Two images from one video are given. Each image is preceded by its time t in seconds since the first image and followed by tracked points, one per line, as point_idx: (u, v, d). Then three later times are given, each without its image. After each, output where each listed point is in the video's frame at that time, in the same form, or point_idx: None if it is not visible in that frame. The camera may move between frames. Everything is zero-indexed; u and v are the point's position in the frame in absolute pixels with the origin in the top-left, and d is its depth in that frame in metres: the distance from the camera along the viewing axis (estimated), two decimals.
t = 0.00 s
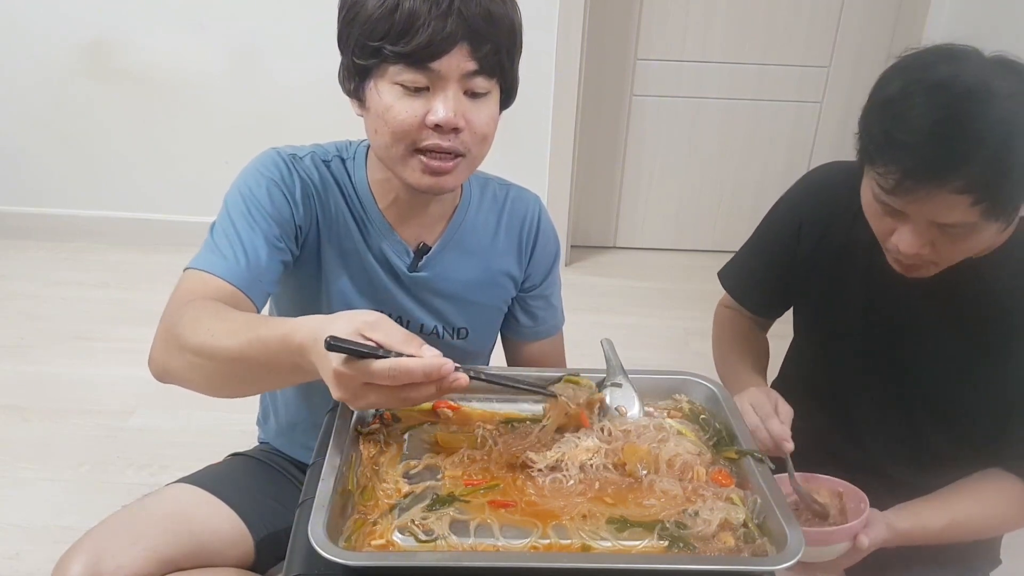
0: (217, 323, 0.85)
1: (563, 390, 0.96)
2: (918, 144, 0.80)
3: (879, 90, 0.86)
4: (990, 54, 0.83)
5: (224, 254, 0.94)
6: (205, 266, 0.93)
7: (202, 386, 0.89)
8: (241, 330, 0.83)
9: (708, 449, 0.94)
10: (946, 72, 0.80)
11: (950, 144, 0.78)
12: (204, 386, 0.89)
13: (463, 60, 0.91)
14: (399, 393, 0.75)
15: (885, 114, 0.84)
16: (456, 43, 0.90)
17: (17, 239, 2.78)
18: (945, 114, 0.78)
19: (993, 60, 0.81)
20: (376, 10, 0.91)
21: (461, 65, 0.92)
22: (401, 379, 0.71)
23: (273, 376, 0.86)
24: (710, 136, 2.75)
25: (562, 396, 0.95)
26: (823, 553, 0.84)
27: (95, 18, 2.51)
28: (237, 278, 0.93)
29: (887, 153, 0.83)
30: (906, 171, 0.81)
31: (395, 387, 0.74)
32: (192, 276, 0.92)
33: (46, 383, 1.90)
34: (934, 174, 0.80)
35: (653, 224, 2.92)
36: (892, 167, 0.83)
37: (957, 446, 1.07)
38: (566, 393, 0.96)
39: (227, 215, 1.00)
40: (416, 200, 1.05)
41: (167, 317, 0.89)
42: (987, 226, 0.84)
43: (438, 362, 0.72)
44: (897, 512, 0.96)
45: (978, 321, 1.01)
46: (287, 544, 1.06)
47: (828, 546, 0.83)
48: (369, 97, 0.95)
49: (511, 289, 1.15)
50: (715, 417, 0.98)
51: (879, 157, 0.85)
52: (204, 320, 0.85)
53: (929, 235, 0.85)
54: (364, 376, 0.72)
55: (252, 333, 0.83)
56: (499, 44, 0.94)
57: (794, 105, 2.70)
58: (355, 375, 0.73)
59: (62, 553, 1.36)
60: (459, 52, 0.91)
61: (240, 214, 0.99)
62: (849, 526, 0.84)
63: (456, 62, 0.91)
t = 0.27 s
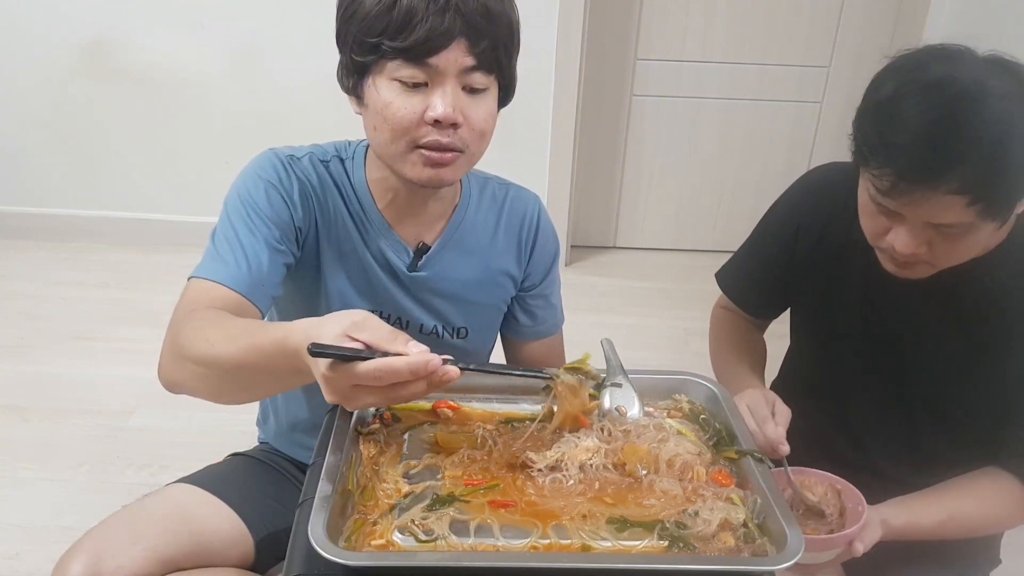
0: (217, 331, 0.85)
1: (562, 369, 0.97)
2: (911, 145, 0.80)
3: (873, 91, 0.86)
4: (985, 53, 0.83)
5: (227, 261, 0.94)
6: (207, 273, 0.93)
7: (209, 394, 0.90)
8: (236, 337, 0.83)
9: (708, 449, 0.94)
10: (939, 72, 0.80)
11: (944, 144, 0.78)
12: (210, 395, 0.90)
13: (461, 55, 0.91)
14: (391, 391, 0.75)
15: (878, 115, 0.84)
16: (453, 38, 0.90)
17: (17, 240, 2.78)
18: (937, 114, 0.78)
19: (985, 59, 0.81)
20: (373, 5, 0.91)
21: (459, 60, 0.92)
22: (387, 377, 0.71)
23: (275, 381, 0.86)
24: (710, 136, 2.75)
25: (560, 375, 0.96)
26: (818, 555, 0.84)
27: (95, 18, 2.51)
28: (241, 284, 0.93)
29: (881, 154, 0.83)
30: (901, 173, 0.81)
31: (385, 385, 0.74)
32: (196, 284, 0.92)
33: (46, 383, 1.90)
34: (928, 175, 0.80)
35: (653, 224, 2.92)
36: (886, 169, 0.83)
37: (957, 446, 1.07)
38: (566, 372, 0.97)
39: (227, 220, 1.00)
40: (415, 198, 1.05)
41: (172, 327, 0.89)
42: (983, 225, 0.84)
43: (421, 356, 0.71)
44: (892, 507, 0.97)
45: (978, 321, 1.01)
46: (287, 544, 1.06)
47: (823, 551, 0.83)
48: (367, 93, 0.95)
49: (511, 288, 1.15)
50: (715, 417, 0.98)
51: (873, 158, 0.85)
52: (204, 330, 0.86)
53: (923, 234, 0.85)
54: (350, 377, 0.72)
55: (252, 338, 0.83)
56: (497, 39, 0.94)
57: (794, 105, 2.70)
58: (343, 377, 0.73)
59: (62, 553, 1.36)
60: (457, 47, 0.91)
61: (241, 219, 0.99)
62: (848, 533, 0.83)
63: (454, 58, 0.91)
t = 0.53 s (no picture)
0: (213, 335, 0.84)
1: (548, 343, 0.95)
2: (909, 142, 0.80)
3: (869, 89, 0.86)
4: (982, 52, 0.83)
5: (227, 264, 0.94)
6: (206, 276, 0.93)
7: (209, 398, 0.90)
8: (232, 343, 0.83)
9: (708, 449, 0.94)
10: (936, 69, 0.80)
11: (941, 141, 0.78)
12: (211, 398, 0.90)
13: (457, 47, 0.92)
14: (370, 380, 0.74)
15: (876, 113, 0.84)
16: (450, 30, 0.91)
17: (18, 240, 2.78)
18: (934, 110, 0.78)
19: (982, 56, 0.80)
20: None
21: (455, 52, 0.92)
22: (362, 363, 0.71)
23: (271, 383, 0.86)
24: (710, 136, 2.75)
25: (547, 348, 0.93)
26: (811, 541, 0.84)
27: (95, 18, 2.51)
28: (240, 287, 0.93)
29: (878, 152, 0.83)
30: (899, 169, 0.81)
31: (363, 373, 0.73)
32: (196, 289, 0.92)
33: (46, 383, 1.90)
34: (926, 173, 0.80)
35: (653, 224, 2.92)
36: (884, 166, 0.83)
37: (958, 447, 1.07)
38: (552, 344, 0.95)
39: (226, 222, 1.00)
40: (415, 194, 1.05)
41: (173, 332, 0.89)
42: (982, 222, 0.84)
43: (394, 340, 0.70)
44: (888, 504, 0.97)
45: (978, 320, 1.01)
46: (287, 544, 1.06)
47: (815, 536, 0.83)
48: (366, 87, 0.96)
49: (510, 287, 1.15)
50: (715, 417, 0.98)
51: (870, 156, 0.85)
52: (200, 336, 0.85)
53: (921, 231, 0.85)
54: (326, 367, 0.72)
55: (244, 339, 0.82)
56: (494, 31, 0.95)
57: (793, 105, 2.70)
58: (319, 366, 0.73)
59: (62, 553, 1.36)
60: (453, 38, 0.91)
61: (239, 222, 0.99)
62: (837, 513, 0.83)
63: (450, 49, 0.91)
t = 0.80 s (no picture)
0: (204, 319, 0.85)
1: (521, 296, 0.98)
2: (910, 144, 0.80)
3: (870, 90, 0.86)
4: (983, 52, 0.83)
5: (220, 259, 0.94)
6: (199, 271, 0.92)
7: (197, 381, 0.90)
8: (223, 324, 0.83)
9: (708, 449, 0.94)
10: (937, 70, 0.80)
11: (942, 143, 0.78)
12: (199, 381, 0.90)
13: (441, 37, 0.93)
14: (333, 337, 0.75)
15: (876, 115, 0.84)
16: (434, 20, 0.92)
17: (18, 240, 2.78)
18: (935, 112, 0.79)
19: (984, 57, 0.80)
20: None
21: (440, 42, 0.93)
22: (324, 316, 0.71)
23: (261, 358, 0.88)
24: (710, 135, 2.75)
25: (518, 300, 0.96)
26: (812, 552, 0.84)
27: (95, 18, 2.51)
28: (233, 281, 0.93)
29: (879, 153, 0.83)
30: (898, 171, 0.81)
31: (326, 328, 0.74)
32: (190, 281, 0.92)
33: (46, 383, 1.90)
34: (927, 174, 0.80)
35: (653, 224, 2.92)
36: (885, 168, 0.83)
37: (959, 447, 1.07)
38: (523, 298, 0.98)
39: (219, 218, 1.00)
40: (404, 188, 1.05)
41: (165, 321, 0.89)
42: (983, 224, 0.84)
43: (354, 291, 0.71)
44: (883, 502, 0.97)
45: (977, 320, 1.01)
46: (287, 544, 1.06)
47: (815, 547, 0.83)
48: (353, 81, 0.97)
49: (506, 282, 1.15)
50: (715, 416, 0.98)
51: (871, 157, 0.85)
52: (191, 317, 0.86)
53: (921, 233, 0.85)
54: (289, 324, 0.72)
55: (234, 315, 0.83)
56: (478, 21, 0.96)
57: (793, 105, 2.70)
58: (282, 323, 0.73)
59: (62, 553, 1.36)
60: (436, 29, 0.92)
61: (231, 217, 0.99)
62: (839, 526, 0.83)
63: (434, 40, 0.93)
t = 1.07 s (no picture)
0: (186, 269, 0.85)
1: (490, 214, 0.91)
2: (912, 142, 0.80)
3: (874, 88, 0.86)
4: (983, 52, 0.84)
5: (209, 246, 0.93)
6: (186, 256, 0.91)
7: (186, 349, 0.90)
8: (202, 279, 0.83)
9: (708, 449, 0.94)
10: (939, 69, 0.80)
11: (944, 140, 0.78)
12: (188, 349, 0.90)
13: (417, 31, 0.93)
14: (289, 259, 0.73)
15: (878, 112, 0.84)
16: (408, 14, 0.92)
17: (18, 240, 2.78)
18: (937, 109, 0.79)
19: (986, 55, 0.81)
20: None
21: (416, 36, 0.93)
22: (281, 231, 0.70)
23: (245, 311, 0.87)
24: (710, 135, 2.75)
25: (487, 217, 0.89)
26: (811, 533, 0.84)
27: (95, 18, 2.51)
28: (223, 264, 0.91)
29: (882, 150, 0.83)
30: (900, 167, 0.82)
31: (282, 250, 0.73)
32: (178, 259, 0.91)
33: (46, 383, 1.90)
34: (929, 172, 0.80)
35: (653, 224, 2.92)
36: (887, 164, 0.83)
37: (958, 447, 1.07)
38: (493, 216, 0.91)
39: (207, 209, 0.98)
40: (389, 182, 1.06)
41: (153, 291, 0.89)
42: (983, 220, 0.84)
43: (310, 203, 0.71)
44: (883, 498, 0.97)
45: (977, 319, 1.01)
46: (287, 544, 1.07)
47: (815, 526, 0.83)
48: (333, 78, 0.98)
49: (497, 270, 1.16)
50: (715, 416, 0.98)
51: (874, 155, 0.85)
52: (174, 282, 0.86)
53: (925, 231, 0.85)
54: (243, 243, 0.71)
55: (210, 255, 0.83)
56: (454, 14, 0.96)
57: (793, 105, 2.70)
58: (237, 243, 0.71)
59: (62, 552, 1.36)
60: (412, 23, 0.93)
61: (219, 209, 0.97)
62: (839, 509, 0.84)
63: (410, 34, 0.93)
